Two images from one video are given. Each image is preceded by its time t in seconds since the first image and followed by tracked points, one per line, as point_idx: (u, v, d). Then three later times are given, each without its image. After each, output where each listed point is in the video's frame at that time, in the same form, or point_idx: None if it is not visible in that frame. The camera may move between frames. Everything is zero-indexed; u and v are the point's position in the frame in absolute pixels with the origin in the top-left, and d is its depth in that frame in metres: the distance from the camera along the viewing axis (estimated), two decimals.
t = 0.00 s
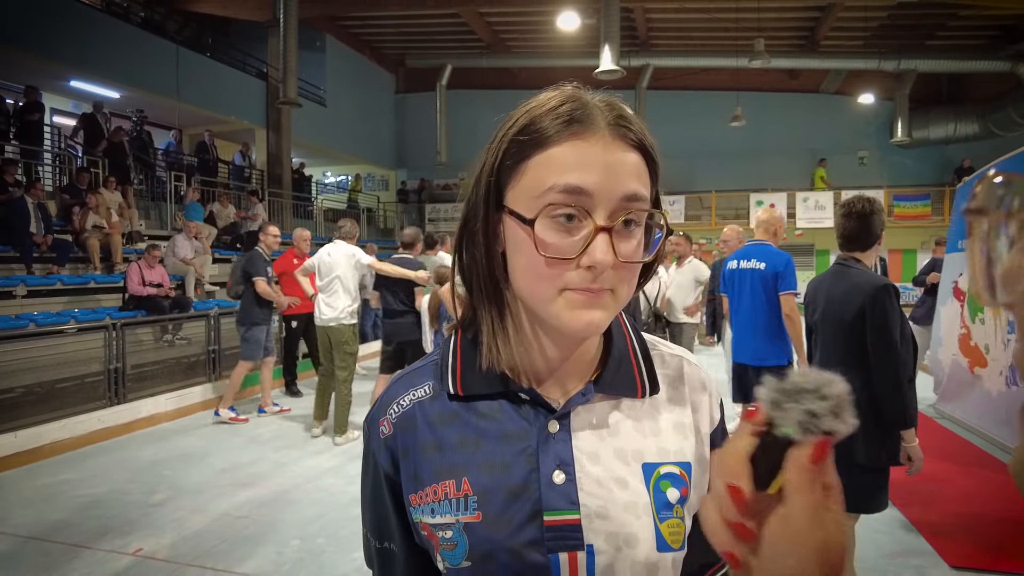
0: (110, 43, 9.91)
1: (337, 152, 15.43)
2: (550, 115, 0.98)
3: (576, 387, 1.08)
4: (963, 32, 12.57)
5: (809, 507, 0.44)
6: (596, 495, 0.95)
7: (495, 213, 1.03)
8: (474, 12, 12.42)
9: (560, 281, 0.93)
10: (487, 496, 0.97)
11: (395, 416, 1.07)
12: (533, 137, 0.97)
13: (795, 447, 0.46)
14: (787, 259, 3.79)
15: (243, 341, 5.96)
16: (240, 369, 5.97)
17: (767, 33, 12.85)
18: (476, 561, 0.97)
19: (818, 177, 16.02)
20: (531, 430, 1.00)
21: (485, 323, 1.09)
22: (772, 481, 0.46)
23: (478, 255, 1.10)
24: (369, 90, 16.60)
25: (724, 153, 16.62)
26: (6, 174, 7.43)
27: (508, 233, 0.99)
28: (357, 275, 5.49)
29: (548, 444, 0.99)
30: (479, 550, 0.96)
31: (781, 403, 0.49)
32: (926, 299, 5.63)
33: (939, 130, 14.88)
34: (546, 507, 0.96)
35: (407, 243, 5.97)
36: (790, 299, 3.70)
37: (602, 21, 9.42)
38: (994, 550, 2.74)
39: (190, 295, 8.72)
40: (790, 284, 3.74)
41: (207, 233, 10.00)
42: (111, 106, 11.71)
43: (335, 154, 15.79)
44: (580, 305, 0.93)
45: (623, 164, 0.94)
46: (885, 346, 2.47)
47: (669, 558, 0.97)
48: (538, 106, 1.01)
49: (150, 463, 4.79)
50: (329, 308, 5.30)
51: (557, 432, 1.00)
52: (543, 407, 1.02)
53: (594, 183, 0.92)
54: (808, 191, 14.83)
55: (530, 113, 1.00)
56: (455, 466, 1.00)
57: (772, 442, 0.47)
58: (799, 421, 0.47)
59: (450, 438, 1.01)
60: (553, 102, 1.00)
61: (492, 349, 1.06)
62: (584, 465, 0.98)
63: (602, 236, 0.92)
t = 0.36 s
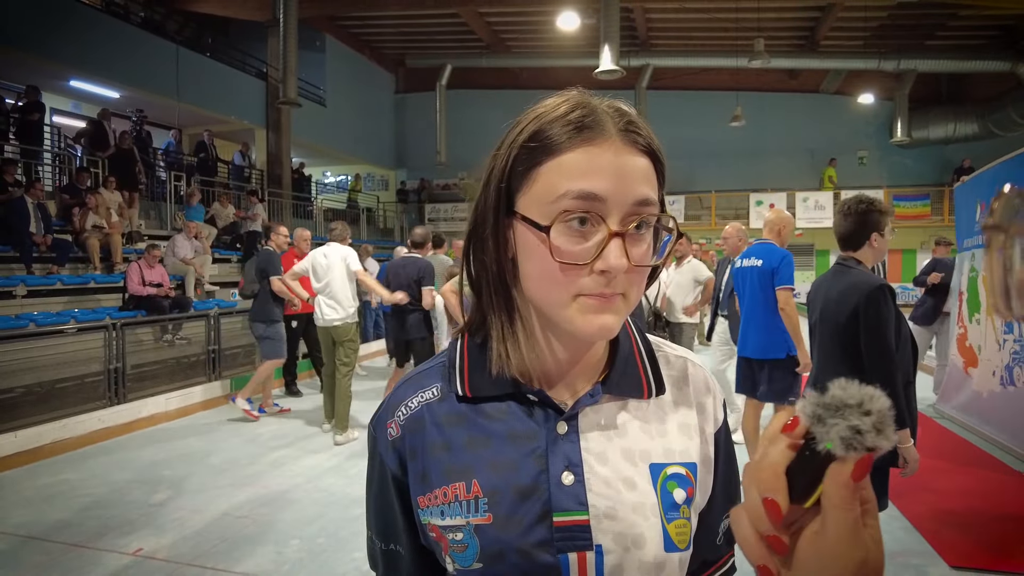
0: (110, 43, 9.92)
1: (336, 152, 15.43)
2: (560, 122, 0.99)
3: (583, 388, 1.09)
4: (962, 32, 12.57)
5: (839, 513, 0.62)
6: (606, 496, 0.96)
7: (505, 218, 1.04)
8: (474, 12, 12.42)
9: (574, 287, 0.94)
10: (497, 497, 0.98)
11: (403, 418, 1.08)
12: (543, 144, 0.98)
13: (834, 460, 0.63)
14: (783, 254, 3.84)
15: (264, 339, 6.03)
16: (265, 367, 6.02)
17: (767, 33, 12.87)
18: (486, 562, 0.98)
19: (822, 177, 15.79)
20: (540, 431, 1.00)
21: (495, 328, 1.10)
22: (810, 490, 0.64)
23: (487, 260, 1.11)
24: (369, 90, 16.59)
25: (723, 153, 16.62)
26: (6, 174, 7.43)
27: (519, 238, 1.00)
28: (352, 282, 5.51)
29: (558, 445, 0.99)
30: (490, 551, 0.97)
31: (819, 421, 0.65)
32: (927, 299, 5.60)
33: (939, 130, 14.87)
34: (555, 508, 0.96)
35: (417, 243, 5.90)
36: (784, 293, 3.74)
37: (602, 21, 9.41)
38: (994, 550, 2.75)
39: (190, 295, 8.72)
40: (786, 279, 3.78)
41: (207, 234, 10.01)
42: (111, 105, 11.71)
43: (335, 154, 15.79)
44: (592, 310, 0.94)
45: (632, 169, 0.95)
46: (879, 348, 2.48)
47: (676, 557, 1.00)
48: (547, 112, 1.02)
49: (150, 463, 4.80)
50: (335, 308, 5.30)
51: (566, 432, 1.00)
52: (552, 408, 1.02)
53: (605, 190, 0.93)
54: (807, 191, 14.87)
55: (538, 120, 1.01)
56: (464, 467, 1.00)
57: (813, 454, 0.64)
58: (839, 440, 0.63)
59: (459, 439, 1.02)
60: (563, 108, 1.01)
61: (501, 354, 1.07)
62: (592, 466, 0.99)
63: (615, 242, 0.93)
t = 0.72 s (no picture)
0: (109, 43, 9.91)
1: (336, 152, 15.42)
2: (566, 128, 1.00)
3: (588, 388, 1.10)
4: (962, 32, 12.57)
5: (852, 526, 0.64)
6: (612, 496, 0.97)
7: (513, 223, 1.04)
8: (474, 12, 12.41)
9: (580, 293, 0.94)
10: (503, 496, 0.98)
11: (409, 417, 1.08)
12: (549, 150, 0.98)
13: (846, 472, 0.65)
14: (788, 254, 3.84)
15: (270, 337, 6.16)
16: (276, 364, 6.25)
17: (767, 34, 12.88)
18: (493, 561, 0.98)
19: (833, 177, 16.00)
20: (546, 430, 1.01)
21: (502, 331, 1.10)
22: (823, 498, 0.67)
23: (493, 264, 1.12)
24: (369, 90, 16.59)
25: (723, 153, 16.63)
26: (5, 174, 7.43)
27: (526, 242, 1.01)
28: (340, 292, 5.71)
29: (564, 445, 1.00)
30: (496, 550, 0.98)
31: (830, 433, 0.68)
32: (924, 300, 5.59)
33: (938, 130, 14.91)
34: (561, 507, 0.97)
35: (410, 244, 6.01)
36: (788, 292, 3.74)
37: (602, 21, 9.40)
38: (993, 551, 2.76)
39: (190, 295, 8.73)
40: (790, 278, 3.78)
41: (207, 233, 10.04)
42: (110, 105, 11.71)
43: (334, 154, 15.79)
44: (598, 316, 0.94)
45: (639, 174, 0.95)
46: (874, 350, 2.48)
47: (680, 557, 1.00)
48: (553, 118, 1.02)
49: (150, 463, 4.80)
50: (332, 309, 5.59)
51: (572, 431, 1.01)
52: (557, 407, 1.03)
53: (612, 195, 0.94)
54: (806, 191, 14.90)
55: (545, 125, 1.02)
56: (470, 466, 1.01)
57: (824, 466, 0.67)
58: (850, 446, 0.65)
59: (465, 439, 1.02)
60: (569, 114, 1.02)
61: (509, 356, 1.07)
62: (599, 466, 0.99)
63: (621, 246, 0.93)
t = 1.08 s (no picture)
0: (107, 42, 9.89)
1: (336, 153, 15.42)
2: (568, 126, 0.99)
3: (588, 386, 1.09)
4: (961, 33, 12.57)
5: (858, 528, 0.65)
6: (611, 495, 0.96)
7: (513, 221, 1.04)
8: (473, 12, 12.39)
9: (581, 292, 0.94)
10: (502, 494, 0.98)
11: (407, 415, 1.08)
12: (551, 148, 0.98)
13: (854, 476, 0.65)
14: (801, 255, 3.87)
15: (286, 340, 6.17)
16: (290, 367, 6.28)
17: (766, 34, 12.88)
18: (492, 561, 0.98)
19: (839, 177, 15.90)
20: (546, 428, 1.00)
21: (502, 329, 1.10)
22: (829, 502, 0.67)
23: (493, 261, 1.12)
24: (368, 90, 16.58)
25: (721, 153, 16.68)
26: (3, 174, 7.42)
27: (527, 240, 1.00)
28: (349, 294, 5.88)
29: (564, 443, 0.99)
30: (495, 550, 0.97)
31: (838, 434, 0.67)
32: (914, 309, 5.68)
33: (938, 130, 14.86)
34: (561, 506, 0.97)
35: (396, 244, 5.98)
36: (802, 294, 3.76)
37: (602, 21, 9.38)
38: (993, 552, 2.76)
39: (189, 295, 8.72)
40: (803, 280, 3.81)
41: (206, 233, 10.08)
42: (109, 105, 11.70)
43: (334, 154, 15.80)
44: (598, 317, 0.94)
45: (641, 172, 0.95)
46: (872, 349, 2.48)
47: (681, 558, 0.99)
48: (555, 116, 1.02)
49: (148, 463, 4.79)
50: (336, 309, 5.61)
51: (572, 429, 1.00)
52: (556, 405, 1.02)
53: (614, 194, 0.93)
54: (806, 191, 15.00)
55: (547, 123, 1.01)
56: (469, 464, 1.00)
57: (831, 469, 0.66)
58: (857, 447, 0.65)
59: (465, 436, 1.02)
60: (571, 111, 1.02)
61: (508, 354, 1.07)
62: (599, 465, 0.98)
63: (623, 245, 0.93)
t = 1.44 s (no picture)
0: (105, 41, 9.85)
1: (334, 152, 15.40)
2: (570, 122, 0.99)
3: (589, 384, 1.09)
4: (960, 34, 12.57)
5: (868, 530, 0.65)
6: (616, 496, 0.96)
7: (514, 220, 1.03)
8: (471, 11, 12.35)
9: (585, 290, 0.94)
10: (505, 497, 0.97)
11: (406, 418, 1.07)
12: (553, 144, 0.97)
13: (862, 477, 0.66)
14: (805, 255, 3.87)
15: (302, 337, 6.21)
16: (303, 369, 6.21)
17: (764, 34, 12.88)
18: (495, 565, 0.98)
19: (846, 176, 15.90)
20: (548, 430, 1.00)
21: (503, 330, 1.09)
22: (837, 504, 0.67)
23: (494, 261, 1.11)
24: (366, 90, 16.55)
25: (719, 153, 16.71)
26: None
27: (529, 240, 1.00)
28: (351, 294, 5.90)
29: (566, 445, 0.99)
30: (499, 552, 0.97)
31: (844, 435, 0.68)
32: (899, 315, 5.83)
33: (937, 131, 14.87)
34: (564, 508, 0.96)
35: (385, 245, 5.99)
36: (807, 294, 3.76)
37: (600, 20, 9.34)
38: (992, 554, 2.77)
39: (186, 295, 8.69)
40: (808, 281, 3.81)
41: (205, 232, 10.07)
42: (107, 105, 11.67)
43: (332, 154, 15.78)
44: (602, 315, 0.93)
45: (645, 169, 0.94)
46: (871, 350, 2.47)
47: (685, 557, 0.99)
48: (556, 113, 1.01)
49: (146, 463, 4.78)
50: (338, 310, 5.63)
51: (574, 430, 1.00)
52: (559, 406, 1.02)
53: (618, 191, 0.93)
54: (805, 191, 15.07)
55: (548, 120, 1.01)
56: (470, 467, 1.00)
57: (838, 470, 0.67)
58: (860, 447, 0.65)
59: (466, 439, 1.02)
60: (572, 108, 1.01)
61: (509, 355, 1.06)
62: (602, 465, 0.98)
63: (627, 243, 0.92)
